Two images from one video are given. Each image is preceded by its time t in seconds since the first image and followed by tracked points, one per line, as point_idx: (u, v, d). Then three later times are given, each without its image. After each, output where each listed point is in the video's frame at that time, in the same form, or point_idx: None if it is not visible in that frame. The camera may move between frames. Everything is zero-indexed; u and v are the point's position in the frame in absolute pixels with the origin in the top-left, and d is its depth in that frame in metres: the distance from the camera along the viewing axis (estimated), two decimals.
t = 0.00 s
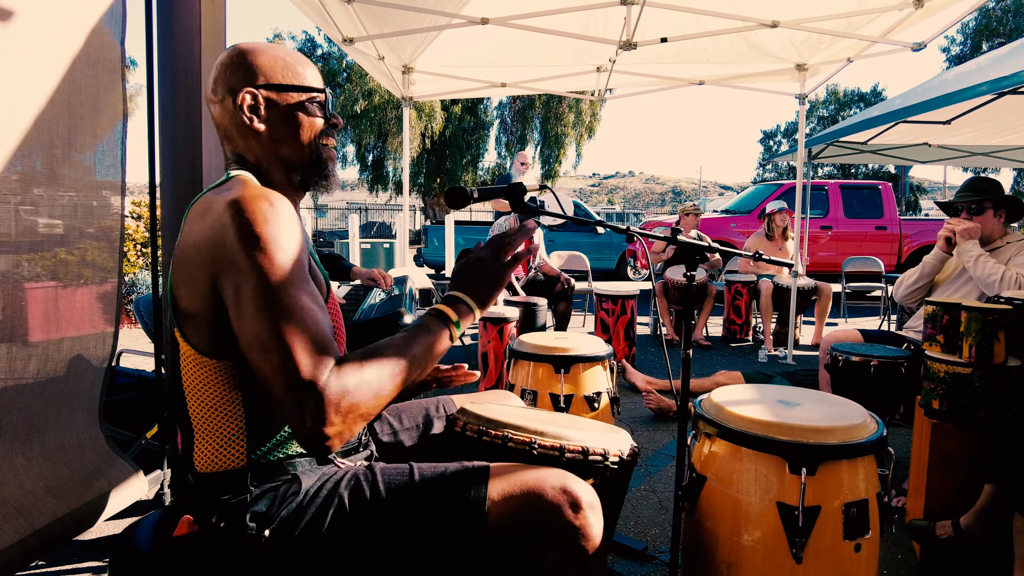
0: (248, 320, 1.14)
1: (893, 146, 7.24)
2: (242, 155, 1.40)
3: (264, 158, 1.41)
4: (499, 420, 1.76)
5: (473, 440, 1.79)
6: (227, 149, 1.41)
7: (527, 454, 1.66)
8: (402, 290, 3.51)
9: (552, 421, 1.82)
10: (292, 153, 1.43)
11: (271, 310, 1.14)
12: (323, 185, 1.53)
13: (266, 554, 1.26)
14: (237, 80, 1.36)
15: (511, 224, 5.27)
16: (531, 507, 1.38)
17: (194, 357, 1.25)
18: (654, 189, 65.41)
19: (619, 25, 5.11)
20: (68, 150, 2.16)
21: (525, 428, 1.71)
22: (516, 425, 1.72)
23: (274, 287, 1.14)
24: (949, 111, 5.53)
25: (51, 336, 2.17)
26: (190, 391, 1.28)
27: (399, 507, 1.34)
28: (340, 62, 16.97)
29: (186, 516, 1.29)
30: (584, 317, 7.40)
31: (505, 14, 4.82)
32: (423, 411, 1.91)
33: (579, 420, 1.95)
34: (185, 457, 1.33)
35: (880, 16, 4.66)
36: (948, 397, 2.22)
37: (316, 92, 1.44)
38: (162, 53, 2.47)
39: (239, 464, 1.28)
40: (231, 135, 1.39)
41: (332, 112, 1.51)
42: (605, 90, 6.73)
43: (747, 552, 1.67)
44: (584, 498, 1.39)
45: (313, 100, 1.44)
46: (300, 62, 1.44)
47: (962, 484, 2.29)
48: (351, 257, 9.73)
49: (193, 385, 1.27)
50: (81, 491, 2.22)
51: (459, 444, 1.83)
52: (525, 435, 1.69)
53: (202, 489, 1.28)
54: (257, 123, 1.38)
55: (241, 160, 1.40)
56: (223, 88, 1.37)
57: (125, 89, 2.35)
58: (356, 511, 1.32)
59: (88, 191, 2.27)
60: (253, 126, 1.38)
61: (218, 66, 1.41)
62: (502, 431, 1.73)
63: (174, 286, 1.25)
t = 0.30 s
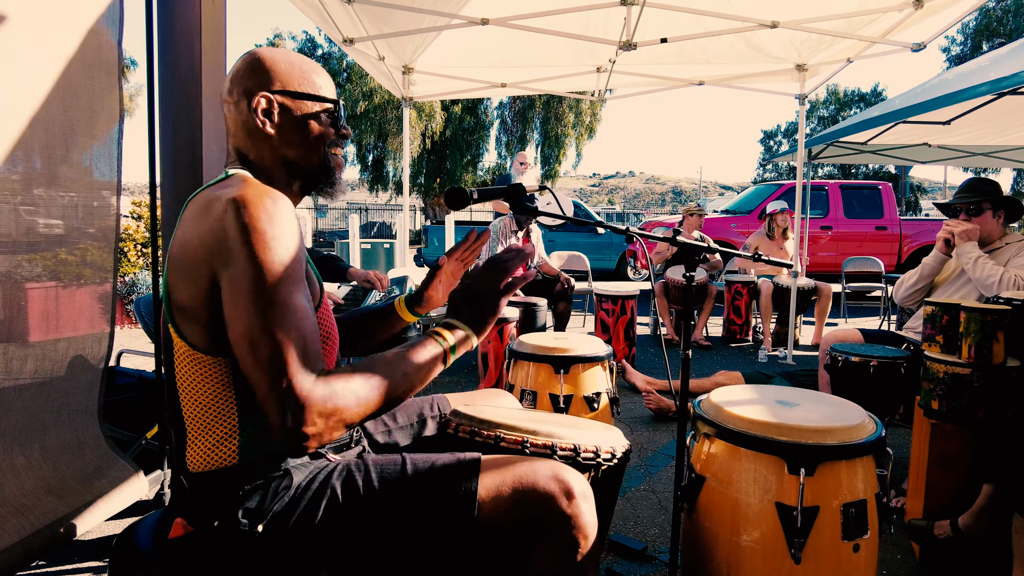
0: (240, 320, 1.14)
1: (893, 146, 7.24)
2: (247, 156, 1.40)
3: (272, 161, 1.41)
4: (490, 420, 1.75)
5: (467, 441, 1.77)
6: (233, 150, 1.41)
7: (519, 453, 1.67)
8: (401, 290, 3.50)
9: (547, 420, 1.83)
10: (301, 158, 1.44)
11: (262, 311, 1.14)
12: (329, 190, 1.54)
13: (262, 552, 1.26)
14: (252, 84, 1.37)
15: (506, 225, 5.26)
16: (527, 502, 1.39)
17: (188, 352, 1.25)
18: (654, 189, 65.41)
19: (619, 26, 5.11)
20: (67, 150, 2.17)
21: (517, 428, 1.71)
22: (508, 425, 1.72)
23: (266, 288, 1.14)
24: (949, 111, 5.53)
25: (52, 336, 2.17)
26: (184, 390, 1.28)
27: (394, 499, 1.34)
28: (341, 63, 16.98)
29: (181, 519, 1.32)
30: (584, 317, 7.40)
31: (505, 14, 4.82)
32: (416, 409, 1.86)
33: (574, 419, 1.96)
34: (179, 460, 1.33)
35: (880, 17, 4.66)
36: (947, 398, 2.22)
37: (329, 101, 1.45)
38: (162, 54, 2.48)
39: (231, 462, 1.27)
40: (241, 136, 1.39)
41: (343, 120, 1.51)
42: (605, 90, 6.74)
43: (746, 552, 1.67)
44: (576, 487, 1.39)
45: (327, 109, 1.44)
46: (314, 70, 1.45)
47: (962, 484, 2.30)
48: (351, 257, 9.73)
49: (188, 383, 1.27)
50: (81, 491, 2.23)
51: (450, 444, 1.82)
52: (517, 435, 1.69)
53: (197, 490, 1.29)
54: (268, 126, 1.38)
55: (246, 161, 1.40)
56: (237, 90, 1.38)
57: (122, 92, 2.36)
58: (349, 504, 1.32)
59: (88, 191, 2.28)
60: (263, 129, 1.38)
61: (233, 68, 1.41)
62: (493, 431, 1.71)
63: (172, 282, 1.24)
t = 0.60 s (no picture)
0: (208, 312, 1.10)
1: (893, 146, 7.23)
2: (233, 154, 1.41)
3: (255, 158, 1.42)
4: (494, 419, 1.76)
5: (470, 441, 1.77)
6: (219, 148, 1.42)
7: (523, 453, 1.67)
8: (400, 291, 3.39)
9: (548, 420, 1.82)
10: (285, 155, 1.44)
11: (230, 304, 1.09)
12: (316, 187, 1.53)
13: (265, 553, 1.24)
14: (232, 80, 1.37)
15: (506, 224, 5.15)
16: (532, 508, 1.39)
17: (184, 358, 1.26)
18: (654, 189, 65.43)
19: (619, 25, 5.11)
20: (68, 150, 2.17)
21: (521, 428, 1.72)
22: (512, 425, 1.73)
23: (236, 285, 1.10)
24: (950, 111, 5.53)
25: (52, 336, 2.17)
26: (182, 393, 1.30)
27: (400, 506, 1.34)
28: (341, 63, 16.98)
29: (185, 518, 1.32)
30: (584, 317, 7.41)
31: (505, 14, 4.82)
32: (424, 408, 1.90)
33: (577, 418, 1.96)
34: (184, 459, 1.35)
35: (880, 17, 4.66)
36: (948, 398, 2.22)
37: (312, 97, 1.43)
38: (161, 54, 2.47)
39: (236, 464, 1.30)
40: (225, 134, 1.40)
41: (330, 115, 1.50)
42: (605, 90, 6.74)
43: (747, 551, 1.67)
44: (584, 497, 1.39)
45: (310, 104, 1.43)
46: (298, 66, 1.44)
47: (963, 484, 2.29)
48: (352, 256, 9.74)
49: (185, 386, 1.29)
50: (82, 490, 2.23)
51: (452, 445, 1.81)
52: (521, 435, 1.70)
53: (201, 490, 1.30)
54: (249, 122, 1.38)
55: (233, 160, 1.41)
56: (219, 86, 1.38)
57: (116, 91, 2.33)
58: (355, 510, 1.32)
59: (89, 191, 2.28)
60: (246, 127, 1.38)
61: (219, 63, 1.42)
62: (497, 430, 1.72)
63: (166, 284, 1.24)
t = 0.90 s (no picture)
0: (189, 313, 1.11)
1: (893, 146, 7.24)
2: (225, 152, 1.41)
3: (248, 156, 1.42)
4: (481, 421, 1.76)
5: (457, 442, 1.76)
6: (212, 146, 1.42)
7: (509, 453, 1.67)
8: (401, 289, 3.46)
9: (536, 420, 1.82)
10: (277, 152, 1.44)
11: (211, 307, 1.10)
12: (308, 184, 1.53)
13: (254, 550, 1.25)
14: (225, 78, 1.37)
15: (505, 224, 5.22)
16: (521, 510, 1.38)
17: (173, 352, 1.26)
18: (654, 189, 65.42)
19: (619, 24, 5.11)
20: (69, 150, 2.18)
21: (508, 429, 1.72)
22: (499, 426, 1.72)
23: (218, 287, 1.11)
24: (950, 111, 5.52)
25: (52, 335, 2.17)
26: (173, 390, 1.31)
27: (388, 503, 1.34)
28: (341, 62, 16.99)
29: (174, 516, 1.33)
30: (584, 316, 7.41)
31: (505, 14, 4.82)
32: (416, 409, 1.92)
33: (573, 417, 1.96)
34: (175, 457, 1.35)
35: (879, 17, 4.67)
36: (948, 397, 2.23)
37: (304, 94, 1.43)
38: (161, 55, 2.47)
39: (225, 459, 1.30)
40: (217, 131, 1.40)
41: (322, 112, 1.50)
42: (605, 90, 6.74)
43: (746, 549, 1.67)
44: (573, 498, 1.39)
45: (301, 101, 1.43)
46: (291, 63, 1.44)
47: (962, 482, 2.29)
48: (352, 256, 9.74)
49: (176, 383, 1.29)
50: (82, 489, 2.23)
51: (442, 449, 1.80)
52: (507, 436, 1.69)
53: (193, 487, 1.31)
54: (242, 120, 1.38)
55: (226, 157, 1.41)
56: (211, 84, 1.38)
57: (104, 94, 2.29)
58: (342, 507, 1.32)
59: (89, 192, 2.29)
60: (240, 125, 1.38)
61: (210, 60, 1.41)
62: (484, 432, 1.72)
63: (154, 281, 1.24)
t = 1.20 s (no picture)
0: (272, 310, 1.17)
1: (892, 145, 7.24)
2: (231, 152, 1.40)
3: (255, 154, 1.42)
4: (495, 417, 1.76)
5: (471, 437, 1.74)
6: (215, 149, 1.42)
7: (523, 451, 1.67)
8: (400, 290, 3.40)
9: (548, 418, 1.82)
10: (280, 146, 1.44)
11: (294, 306, 1.17)
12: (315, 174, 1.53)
13: (261, 550, 1.26)
14: (218, 80, 1.37)
15: (506, 224, 5.24)
16: (527, 503, 1.39)
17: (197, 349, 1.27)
18: (653, 189, 65.44)
19: (618, 24, 5.10)
20: (68, 149, 2.20)
21: (523, 426, 1.71)
22: (514, 423, 1.72)
23: (293, 285, 1.17)
24: (949, 111, 5.53)
25: (51, 335, 2.17)
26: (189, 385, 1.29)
27: (397, 503, 1.33)
28: (341, 62, 16.99)
29: (185, 513, 1.36)
30: (584, 316, 7.41)
31: (504, 14, 4.82)
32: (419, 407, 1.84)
33: (576, 416, 1.95)
34: (184, 455, 1.34)
35: (878, 17, 4.67)
36: (946, 396, 2.23)
37: (297, 85, 1.44)
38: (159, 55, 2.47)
39: (239, 459, 1.31)
40: (220, 134, 1.40)
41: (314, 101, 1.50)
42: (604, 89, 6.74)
43: (745, 548, 1.67)
44: (581, 494, 1.39)
45: (295, 92, 1.43)
46: (280, 57, 1.44)
47: (961, 481, 2.30)
48: (351, 256, 9.75)
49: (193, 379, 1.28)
50: (80, 488, 2.23)
51: (454, 445, 1.77)
52: (523, 433, 1.69)
53: (203, 485, 1.31)
54: (243, 119, 1.38)
55: (233, 157, 1.41)
56: (204, 90, 1.38)
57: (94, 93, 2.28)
58: (351, 506, 1.31)
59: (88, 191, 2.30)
60: (240, 124, 1.38)
61: (196, 66, 1.41)
62: (498, 428, 1.72)
63: (183, 287, 1.27)
